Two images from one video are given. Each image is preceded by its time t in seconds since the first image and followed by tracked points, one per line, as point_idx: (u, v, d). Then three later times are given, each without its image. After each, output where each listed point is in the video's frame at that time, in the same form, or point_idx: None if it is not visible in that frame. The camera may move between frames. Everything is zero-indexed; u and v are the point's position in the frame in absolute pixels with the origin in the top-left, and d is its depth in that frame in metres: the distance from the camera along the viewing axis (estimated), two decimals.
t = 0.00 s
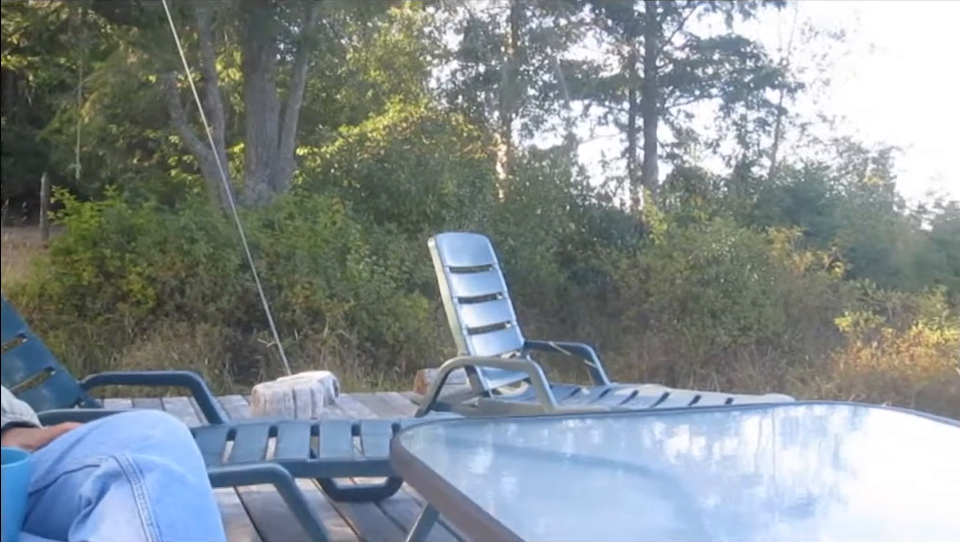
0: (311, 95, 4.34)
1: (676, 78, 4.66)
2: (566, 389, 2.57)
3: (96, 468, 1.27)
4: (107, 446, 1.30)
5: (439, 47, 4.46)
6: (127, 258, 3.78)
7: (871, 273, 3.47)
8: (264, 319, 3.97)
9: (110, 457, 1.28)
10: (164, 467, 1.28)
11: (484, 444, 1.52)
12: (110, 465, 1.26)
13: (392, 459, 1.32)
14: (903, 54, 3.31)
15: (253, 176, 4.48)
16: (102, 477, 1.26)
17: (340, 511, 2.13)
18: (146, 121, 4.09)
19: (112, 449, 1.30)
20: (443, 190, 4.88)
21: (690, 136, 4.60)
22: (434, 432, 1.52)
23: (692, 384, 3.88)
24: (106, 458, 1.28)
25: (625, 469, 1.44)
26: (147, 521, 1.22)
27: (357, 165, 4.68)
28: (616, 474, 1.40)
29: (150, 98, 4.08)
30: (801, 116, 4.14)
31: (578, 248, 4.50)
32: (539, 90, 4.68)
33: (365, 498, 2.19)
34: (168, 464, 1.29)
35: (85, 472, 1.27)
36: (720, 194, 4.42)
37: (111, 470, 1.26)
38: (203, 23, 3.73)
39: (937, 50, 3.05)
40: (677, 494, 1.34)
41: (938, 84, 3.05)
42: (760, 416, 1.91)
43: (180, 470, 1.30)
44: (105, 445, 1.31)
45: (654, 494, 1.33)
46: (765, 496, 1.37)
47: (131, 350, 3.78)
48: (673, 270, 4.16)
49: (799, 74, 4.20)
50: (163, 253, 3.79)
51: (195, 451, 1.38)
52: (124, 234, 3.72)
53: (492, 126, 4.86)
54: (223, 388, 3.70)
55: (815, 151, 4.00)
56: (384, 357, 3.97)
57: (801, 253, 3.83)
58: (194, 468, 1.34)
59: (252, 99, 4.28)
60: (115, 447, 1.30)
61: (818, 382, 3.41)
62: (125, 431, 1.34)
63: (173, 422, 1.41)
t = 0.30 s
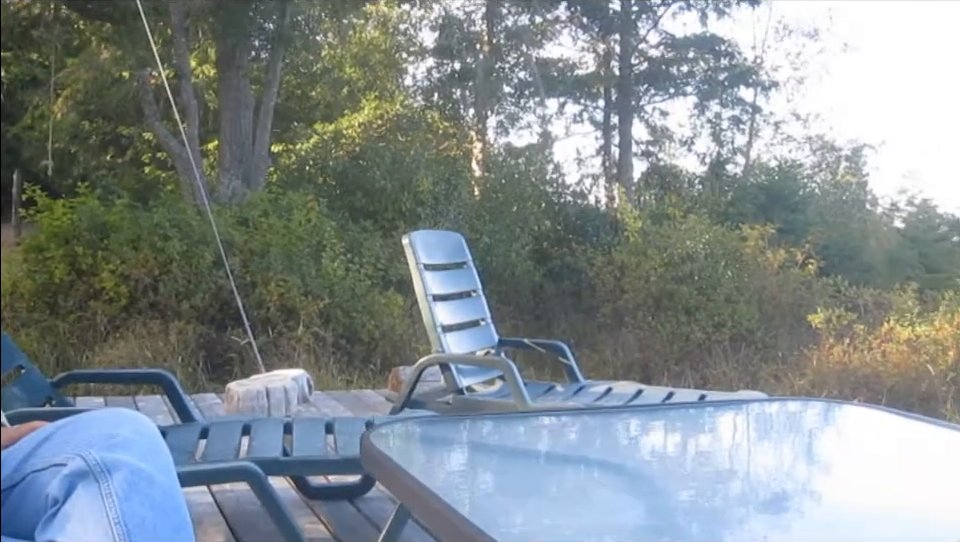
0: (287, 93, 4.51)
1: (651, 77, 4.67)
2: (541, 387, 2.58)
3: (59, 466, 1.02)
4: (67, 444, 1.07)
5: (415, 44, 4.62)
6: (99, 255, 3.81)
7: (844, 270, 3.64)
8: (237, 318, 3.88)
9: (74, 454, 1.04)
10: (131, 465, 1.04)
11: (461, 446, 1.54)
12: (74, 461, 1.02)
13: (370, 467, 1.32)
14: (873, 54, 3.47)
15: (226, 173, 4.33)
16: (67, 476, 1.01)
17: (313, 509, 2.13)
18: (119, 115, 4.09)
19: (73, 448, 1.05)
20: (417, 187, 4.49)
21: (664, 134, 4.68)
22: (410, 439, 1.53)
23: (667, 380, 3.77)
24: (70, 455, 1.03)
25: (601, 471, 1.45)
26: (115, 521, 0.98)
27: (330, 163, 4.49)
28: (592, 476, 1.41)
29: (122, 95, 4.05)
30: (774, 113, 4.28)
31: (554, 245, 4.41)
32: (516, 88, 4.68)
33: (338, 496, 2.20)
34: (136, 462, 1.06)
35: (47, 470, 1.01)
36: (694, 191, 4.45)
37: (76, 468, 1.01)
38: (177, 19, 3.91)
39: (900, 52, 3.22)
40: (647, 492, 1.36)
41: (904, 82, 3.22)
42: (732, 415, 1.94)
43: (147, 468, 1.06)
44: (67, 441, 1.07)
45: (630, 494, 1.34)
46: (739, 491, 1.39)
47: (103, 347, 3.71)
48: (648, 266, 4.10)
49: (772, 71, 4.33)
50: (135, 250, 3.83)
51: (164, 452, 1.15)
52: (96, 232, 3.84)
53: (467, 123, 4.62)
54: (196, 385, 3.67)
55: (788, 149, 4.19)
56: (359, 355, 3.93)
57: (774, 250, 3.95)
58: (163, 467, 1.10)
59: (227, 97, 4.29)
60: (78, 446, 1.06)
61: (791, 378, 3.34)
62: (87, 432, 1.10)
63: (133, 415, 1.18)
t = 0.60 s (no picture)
0: (266, 89, 4.35)
1: (632, 72, 4.49)
2: (522, 381, 2.63)
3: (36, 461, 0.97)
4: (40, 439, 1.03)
5: (395, 40, 4.56)
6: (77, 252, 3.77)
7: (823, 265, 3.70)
8: (218, 314, 3.96)
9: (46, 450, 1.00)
10: (106, 464, 1.01)
11: (445, 442, 1.55)
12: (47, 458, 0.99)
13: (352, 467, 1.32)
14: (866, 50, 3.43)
15: (206, 169, 4.27)
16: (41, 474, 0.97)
17: (294, 505, 2.14)
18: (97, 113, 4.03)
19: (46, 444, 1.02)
20: (398, 183, 4.58)
21: (645, 130, 4.51)
22: (393, 436, 1.53)
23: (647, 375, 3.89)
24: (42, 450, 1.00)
25: (583, 467, 1.45)
26: (90, 520, 0.95)
27: (310, 159, 4.48)
28: (575, 473, 1.41)
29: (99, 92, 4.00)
30: (754, 108, 4.15)
31: (535, 240, 4.47)
32: (496, 83, 4.67)
33: (320, 491, 2.22)
34: (111, 460, 1.03)
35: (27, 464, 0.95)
36: (675, 185, 4.43)
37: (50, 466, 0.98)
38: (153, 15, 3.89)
39: (899, 50, 3.21)
40: (630, 485, 1.38)
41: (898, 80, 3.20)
42: (714, 410, 1.95)
43: (123, 466, 1.04)
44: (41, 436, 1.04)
45: (613, 490, 1.34)
46: (720, 485, 1.39)
47: (82, 345, 3.79)
48: (628, 262, 4.13)
49: (752, 67, 4.21)
50: (115, 247, 3.83)
51: (142, 451, 1.13)
52: (74, 229, 3.71)
53: (448, 119, 4.66)
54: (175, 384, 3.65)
55: (767, 144, 4.14)
56: (340, 352, 4.00)
57: (754, 245, 3.94)
58: (139, 466, 1.08)
59: (207, 93, 4.18)
60: (53, 442, 1.03)
61: (771, 372, 3.49)
62: (60, 428, 1.07)
63: (112, 414, 1.16)
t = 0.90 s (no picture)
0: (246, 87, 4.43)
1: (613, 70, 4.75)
2: (502, 380, 2.65)
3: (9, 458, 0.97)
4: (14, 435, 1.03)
5: (377, 38, 4.58)
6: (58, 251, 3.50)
7: (803, 262, 3.73)
8: (199, 315, 3.92)
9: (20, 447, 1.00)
10: (80, 464, 1.02)
11: (428, 441, 1.56)
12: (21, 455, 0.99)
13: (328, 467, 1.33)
14: (854, 48, 3.42)
15: (186, 169, 4.24)
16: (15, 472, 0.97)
17: (274, 505, 2.15)
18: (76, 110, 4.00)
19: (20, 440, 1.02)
20: (380, 182, 4.42)
21: (626, 128, 4.70)
22: (373, 434, 1.54)
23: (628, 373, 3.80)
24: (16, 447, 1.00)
25: (563, 465, 1.47)
26: (63, 520, 0.97)
27: (292, 157, 4.39)
28: (555, 471, 1.43)
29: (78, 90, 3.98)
30: (735, 107, 4.32)
31: (517, 239, 4.37)
32: (478, 81, 4.71)
33: (300, 491, 2.22)
34: (84, 460, 1.03)
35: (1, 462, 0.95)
36: (657, 185, 4.42)
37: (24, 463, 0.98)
38: (135, 12, 3.86)
39: (889, 48, 3.15)
40: (612, 484, 1.38)
41: (889, 78, 3.16)
42: (696, 407, 1.96)
43: (96, 466, 1.04)
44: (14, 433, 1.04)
45: (592, 488, 1.36)
46: (702, 483, 1.40)
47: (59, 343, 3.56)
48: (609, 260, 4.08)
49: (734, 66, 4.34)
50: (94, 246, 3.68)
51: (116, 450, 1.14)
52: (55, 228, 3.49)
53: (429, 117, 4.60)
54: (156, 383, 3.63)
55: (751, 143, 4.22)
56: (321, 351, 3.95)
57: (734, 243, 3.98)
58: (112, 466, 1.09)
59: (186, 91, 4.21)
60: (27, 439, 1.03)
61: (751, 371, 3.37)
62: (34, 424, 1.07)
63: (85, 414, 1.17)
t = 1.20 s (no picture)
0: (227, 89, 4.56)
1: (592, 74, 4.42)
2: (481, 383, 2.69)
3: None
4: None
5: (356, 41, 4.70)
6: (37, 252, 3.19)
7: (783, 264, 3.71)
8: (178, 317, 3.86)
9: None
10: (51, 472, 1.04)
11: (410, 447, 1.59)
12: None
13: (309, 474, 1.35)
14: (833, 53, 3.42)
15: (165, 172, 4.25)
16: None
17: (253, 510, 2.23)
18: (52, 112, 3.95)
19: None
20: (360, 185, 4.61)
21: (606, 131, 4.64)
22: (355, 441, 1.57)
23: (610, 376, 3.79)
24: None
25: (545, 469, 1.50)
26: (34, 527, 0.95)
27: (272, 161, 4.54)
28: (536, 474, 1.46)
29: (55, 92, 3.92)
30: (714, 109, 4.39)
31: (497, 241, 4.38)
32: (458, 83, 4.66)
33: (280, 494, 2.31)
34: (54, 468, 1.05)
35: None
36: (636, 187, 4.48)
37: None
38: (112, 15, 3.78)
39: (882, 58, 3.13)
40: (593, 486, 1.41)
41: (880, 85, 3.17)
42: (676, 409, 1.99)
43: (62, 476, 1.07)
44: None
45: (574, 490, 1.39)
46: (683, 484, 1.43)
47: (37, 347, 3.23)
48: (588, 262, 4.08)
49: (712, 68, 4.30)
50: (72, 250, 3.68)
51: (81, 465, 1.17)
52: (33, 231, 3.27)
53: (409, 120, 4.79)
54: (135, 389, 3.62)
55: (728, 145, 4.32)
56: (301, 355, 3.87)
57: (713, 245, 3.93)
58: (78, 482, 1.11)
59: (165, 93, 4.19)
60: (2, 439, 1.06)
61: (730, 371, 3.39)
62: (10, 427, 1.10)
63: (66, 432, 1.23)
